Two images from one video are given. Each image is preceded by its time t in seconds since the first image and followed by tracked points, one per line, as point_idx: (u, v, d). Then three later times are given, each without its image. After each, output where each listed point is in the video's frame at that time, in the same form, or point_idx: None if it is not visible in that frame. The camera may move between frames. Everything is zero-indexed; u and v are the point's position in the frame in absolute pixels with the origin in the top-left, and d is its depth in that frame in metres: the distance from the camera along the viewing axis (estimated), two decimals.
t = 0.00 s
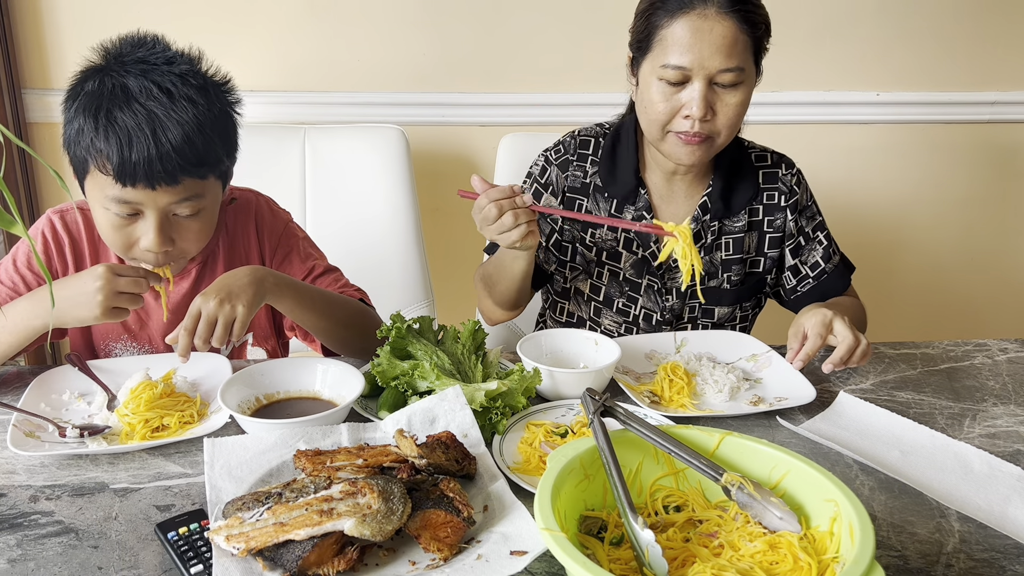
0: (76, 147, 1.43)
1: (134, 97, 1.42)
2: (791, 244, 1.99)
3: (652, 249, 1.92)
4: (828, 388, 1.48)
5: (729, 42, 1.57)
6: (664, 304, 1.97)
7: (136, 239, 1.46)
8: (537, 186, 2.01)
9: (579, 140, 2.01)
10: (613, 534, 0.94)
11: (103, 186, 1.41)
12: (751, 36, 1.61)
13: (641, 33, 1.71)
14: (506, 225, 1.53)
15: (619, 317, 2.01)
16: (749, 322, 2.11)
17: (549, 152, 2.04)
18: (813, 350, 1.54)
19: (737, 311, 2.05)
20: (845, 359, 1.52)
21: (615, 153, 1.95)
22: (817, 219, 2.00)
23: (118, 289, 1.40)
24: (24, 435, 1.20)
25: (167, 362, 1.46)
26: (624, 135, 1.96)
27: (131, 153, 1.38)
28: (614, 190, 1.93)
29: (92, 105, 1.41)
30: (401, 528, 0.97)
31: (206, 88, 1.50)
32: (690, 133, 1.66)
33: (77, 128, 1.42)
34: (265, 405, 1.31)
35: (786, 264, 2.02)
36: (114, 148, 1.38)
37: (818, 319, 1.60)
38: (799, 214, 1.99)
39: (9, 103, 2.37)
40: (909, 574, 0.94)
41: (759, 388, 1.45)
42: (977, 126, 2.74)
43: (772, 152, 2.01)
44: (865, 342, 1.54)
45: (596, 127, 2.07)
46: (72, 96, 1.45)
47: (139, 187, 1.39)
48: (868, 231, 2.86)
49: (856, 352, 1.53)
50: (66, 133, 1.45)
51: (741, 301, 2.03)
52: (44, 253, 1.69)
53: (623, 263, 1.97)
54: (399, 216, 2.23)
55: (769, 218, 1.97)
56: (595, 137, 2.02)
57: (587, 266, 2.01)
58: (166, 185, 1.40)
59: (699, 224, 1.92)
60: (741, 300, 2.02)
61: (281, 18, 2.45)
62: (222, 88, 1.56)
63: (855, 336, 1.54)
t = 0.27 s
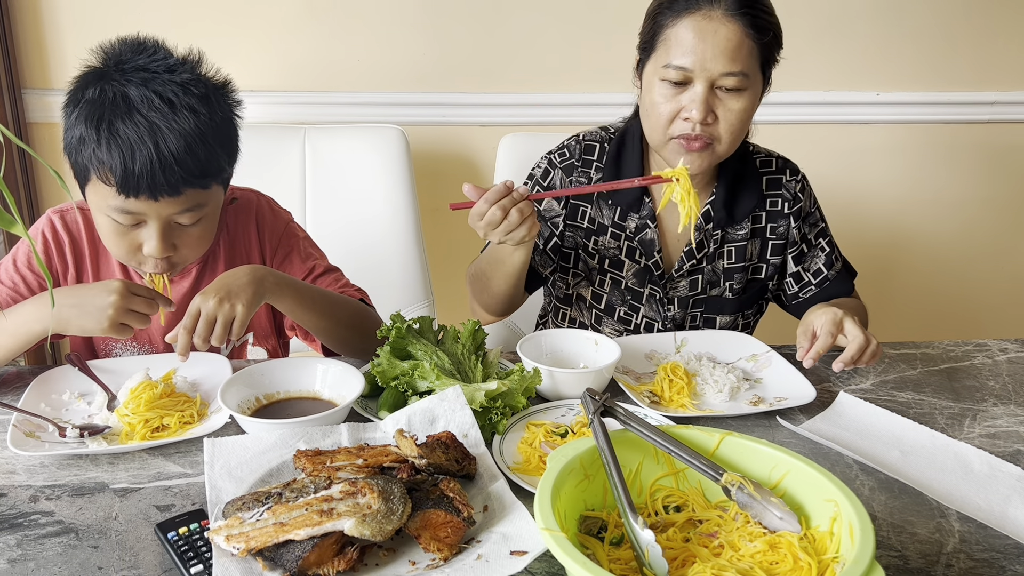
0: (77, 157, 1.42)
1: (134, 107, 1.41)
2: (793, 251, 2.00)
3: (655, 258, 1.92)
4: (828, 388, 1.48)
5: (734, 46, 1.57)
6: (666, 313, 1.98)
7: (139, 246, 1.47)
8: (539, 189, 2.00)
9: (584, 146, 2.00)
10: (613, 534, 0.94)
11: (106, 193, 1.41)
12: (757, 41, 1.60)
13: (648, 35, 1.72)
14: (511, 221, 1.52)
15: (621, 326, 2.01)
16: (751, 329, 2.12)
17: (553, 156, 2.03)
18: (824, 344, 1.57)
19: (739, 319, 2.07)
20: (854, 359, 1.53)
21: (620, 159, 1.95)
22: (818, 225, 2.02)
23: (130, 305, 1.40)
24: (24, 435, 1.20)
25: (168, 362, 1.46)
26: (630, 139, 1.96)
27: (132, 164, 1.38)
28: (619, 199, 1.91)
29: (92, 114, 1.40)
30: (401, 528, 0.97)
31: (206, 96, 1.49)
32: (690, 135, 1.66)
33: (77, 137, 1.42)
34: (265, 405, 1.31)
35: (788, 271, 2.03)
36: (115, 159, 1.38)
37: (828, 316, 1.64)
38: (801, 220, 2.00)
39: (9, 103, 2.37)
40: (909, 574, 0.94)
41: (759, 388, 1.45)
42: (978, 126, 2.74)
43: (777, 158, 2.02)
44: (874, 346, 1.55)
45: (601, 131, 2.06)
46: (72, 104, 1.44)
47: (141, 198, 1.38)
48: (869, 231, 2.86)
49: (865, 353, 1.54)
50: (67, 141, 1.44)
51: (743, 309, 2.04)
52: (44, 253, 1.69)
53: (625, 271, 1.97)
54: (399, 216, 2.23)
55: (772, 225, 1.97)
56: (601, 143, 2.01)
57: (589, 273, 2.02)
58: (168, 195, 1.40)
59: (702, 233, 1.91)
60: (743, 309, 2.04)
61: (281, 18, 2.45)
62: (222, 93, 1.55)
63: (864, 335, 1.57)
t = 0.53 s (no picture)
0: (73, 166, 1.42)
1: (129, 116, 1.40)
2: (798, 259, 1.99)
3: (658, 269, 1.91)
4: (828, 388, 1.48)
5: (736, 52, 1.56)
6: (668, 323, 1.99)
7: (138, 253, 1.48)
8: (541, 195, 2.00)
9: (586, 153, 2.00)
10: (613, 534, 0.94)
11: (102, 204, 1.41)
12: (761, 49, 1.60)
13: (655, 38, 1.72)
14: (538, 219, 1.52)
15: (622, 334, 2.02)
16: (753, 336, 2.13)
17: (556, 162, 2.02)
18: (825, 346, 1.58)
19: (742, 327, 2.07)
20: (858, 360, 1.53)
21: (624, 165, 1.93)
22: (823, 232, 2.02)
23: (135, 318, 1.40)
24: (24, 435, 1.20)
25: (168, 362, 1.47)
26: (633, 145, 1.93)
27: (128, 175, 1.37)
28: (621, 207, 1.90)
29: (87, 123, 1.40)
30: (401, 528, 0.97)
31: (202, 103, 1.48)
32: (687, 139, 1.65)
33: (73, 146, 1.41)
34: (265, 405, 1.31)
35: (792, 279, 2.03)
36: (111, 169, 1.38)
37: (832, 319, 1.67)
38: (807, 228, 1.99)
39: (9, 103, 2.37)
40: (909, 574, 0.94)
41: (759, 388, 1.45)
42: (978, 127, 2.75)
43: (783, 164, 2.00)
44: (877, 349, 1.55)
45: (605, 137, 2.05)
46: (67, 113, 1.44)
47: (137, 208, 1.39)
48: (869, 231, 2.86)
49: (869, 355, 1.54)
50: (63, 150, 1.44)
51: (746, 318, 2.04)
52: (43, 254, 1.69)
53: (628, 280, 1.97)
54: (399, 216, 2.23)
55: (776, 233, 1.97)
56: (604, 150, 2.00)
57: (590, 282, 2.02)
58: (164, 205, 1.40)
59: (705, 242, 1.91)
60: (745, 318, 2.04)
61: (281, 18, 2.45)
62: (218, 100, 1.54)
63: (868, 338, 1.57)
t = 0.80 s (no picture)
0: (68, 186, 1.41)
1: (121, 137, 1.38)
2: (802, 263, 1.99)
3: (659, 272, 1.93)
4: (828, 388, 1.48)
5: (737, 78, 1.52)
6: (669, 326, 2.00)
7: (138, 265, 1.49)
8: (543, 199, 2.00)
9: (589, 156, 1.99)
10: (613, 534, 0.94)
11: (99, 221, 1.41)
12: (763, 75, 1.55)
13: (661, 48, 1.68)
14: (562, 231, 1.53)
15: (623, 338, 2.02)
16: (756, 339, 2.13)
17: (558, 164, 2.02)
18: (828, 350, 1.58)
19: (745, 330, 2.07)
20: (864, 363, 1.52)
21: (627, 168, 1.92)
22: (826, 235, 2.02)
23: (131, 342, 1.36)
24: (24, 435, 1.20)
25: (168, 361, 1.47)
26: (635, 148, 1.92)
27: (122, 198, 1.36)
28: (623, 211, 1.90)
29: (79, 144, 1.38)
30: (401, 528, 0.97)
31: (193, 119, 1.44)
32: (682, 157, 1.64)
33: (66, 166, 1.39)
34: (265, 405, 1.31)
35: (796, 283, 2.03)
36: (105, 192, 1.36)
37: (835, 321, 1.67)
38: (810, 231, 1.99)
39: (10, 103, 2.37)
40: (909, 573, 0.94)
41: (759, 388, 1.45)
42: (978, 127, 2.75)
43: (787, 168, 1.99)
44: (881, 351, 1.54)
45: (607, 140, 2.05)
46: (58, 131, 1.41)
47: (133, 229, 1.39)
48: (868, 231, 2.86)
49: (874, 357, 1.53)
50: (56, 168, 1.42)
51: (749, 321, 2.05)
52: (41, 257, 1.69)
53: (629, 284, 1.97)
54: (399, 216, 2.23)
55: (779, 237, 1.97)
56: (606, 154, 2.00)
57: (591, 287, 2.02)
58: (160, 225, 1.40)
59: (708, 245, 1.91)
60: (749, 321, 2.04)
61: (281, 18, 2.45)
62: (211, 112, 1.50)
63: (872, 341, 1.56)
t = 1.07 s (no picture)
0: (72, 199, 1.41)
1: (125, 153, 1.37)
2: (803, 264, 1.99)
3: (660, 275, 1.93)
4: (828, 388, 1.48)
5: (750, 103, 1.50)
6: (670, 327, 2.01)
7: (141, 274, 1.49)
8: (542, 201, 2.00)
9: (589, 158, 1.99)
10: (613, 534, 0.94)
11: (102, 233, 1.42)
12: (774, 98, 1.53)
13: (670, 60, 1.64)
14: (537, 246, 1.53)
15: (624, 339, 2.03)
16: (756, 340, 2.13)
17: (558, 167, 2.02)
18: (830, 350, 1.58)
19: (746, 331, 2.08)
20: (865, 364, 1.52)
21: (627, 173, 1.93)
22: (828, 237, 2.01)
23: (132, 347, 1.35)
24: (24, 435, 1.20)
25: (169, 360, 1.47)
26: (636, 151, 1.93)
27: (128, 214, 1.37)
28: (624, 212, 1.90)
29: (82, 158, 1.37)
30: (401, 528, 0.97)
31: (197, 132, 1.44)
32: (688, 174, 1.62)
33: (70, 180, 1.39)
34: (265, 406, 1.31)
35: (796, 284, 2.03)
36: (110, 207, 1.37)
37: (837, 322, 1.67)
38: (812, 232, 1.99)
39: (10, 103, 2.37)
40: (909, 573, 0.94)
41: (759, 388, 1.45)
42: (977, 127, 2.75)
43: (790, 168, 1.98)
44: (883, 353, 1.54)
45: (608, 141, 2.04)
46: (60, 144, 1.41)
47: (139, 242, 1.40)
48: (868, 231, 2.86)
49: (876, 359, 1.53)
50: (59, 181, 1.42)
51: (750, 322, 2.05)
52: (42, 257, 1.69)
53: (630, 285, 1.97)
54: (399, 216, 2.24)
55: (782, 237, 1.97)
56: (607, 156, 2.00)
57: (591, 289, 2.02)
58: (165, 238, 1.41)
59: (710, 246, 1.90)
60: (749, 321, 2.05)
61: (281, 18, 2.45)
62: (214, 123, 1.50)
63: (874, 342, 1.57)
